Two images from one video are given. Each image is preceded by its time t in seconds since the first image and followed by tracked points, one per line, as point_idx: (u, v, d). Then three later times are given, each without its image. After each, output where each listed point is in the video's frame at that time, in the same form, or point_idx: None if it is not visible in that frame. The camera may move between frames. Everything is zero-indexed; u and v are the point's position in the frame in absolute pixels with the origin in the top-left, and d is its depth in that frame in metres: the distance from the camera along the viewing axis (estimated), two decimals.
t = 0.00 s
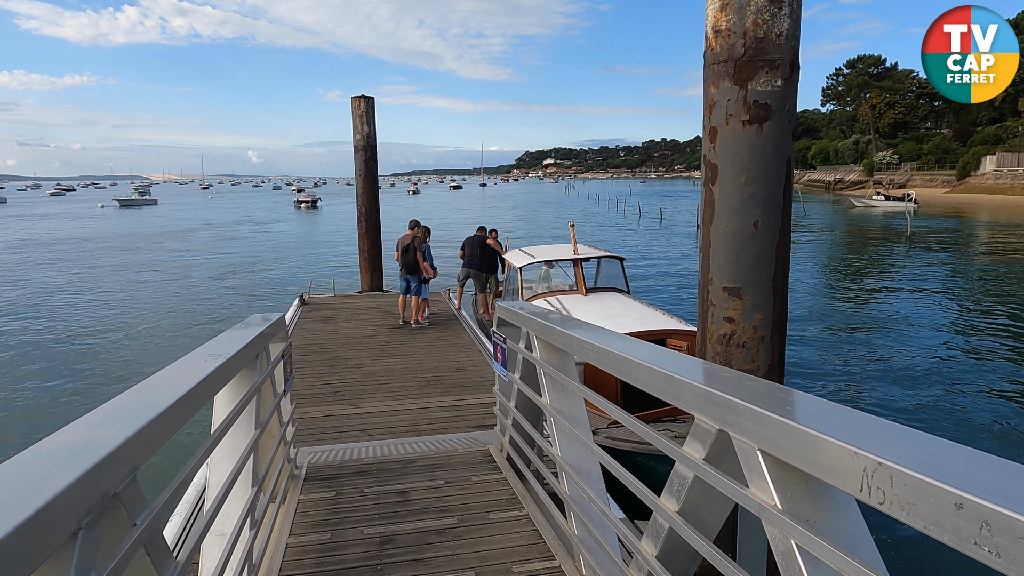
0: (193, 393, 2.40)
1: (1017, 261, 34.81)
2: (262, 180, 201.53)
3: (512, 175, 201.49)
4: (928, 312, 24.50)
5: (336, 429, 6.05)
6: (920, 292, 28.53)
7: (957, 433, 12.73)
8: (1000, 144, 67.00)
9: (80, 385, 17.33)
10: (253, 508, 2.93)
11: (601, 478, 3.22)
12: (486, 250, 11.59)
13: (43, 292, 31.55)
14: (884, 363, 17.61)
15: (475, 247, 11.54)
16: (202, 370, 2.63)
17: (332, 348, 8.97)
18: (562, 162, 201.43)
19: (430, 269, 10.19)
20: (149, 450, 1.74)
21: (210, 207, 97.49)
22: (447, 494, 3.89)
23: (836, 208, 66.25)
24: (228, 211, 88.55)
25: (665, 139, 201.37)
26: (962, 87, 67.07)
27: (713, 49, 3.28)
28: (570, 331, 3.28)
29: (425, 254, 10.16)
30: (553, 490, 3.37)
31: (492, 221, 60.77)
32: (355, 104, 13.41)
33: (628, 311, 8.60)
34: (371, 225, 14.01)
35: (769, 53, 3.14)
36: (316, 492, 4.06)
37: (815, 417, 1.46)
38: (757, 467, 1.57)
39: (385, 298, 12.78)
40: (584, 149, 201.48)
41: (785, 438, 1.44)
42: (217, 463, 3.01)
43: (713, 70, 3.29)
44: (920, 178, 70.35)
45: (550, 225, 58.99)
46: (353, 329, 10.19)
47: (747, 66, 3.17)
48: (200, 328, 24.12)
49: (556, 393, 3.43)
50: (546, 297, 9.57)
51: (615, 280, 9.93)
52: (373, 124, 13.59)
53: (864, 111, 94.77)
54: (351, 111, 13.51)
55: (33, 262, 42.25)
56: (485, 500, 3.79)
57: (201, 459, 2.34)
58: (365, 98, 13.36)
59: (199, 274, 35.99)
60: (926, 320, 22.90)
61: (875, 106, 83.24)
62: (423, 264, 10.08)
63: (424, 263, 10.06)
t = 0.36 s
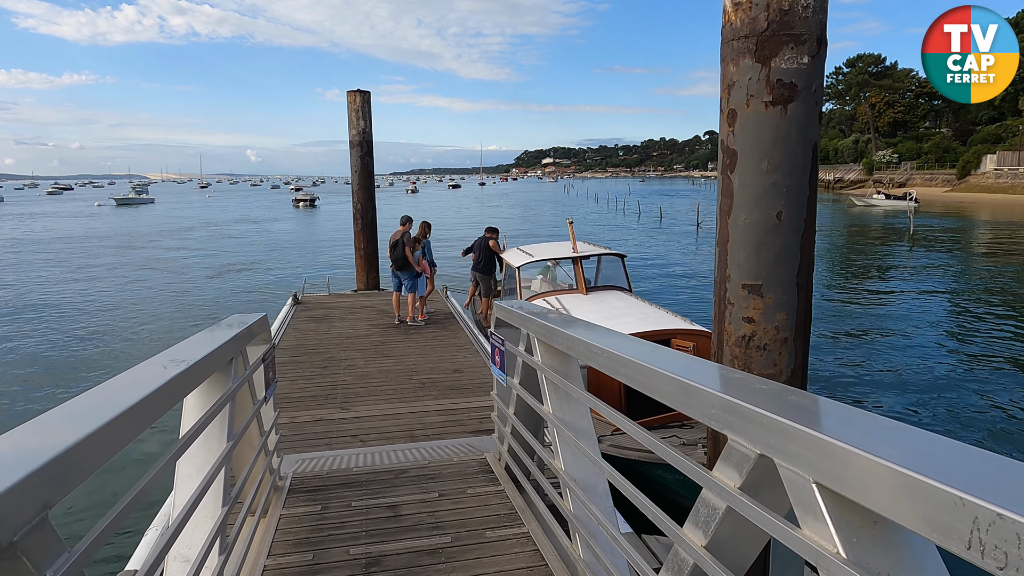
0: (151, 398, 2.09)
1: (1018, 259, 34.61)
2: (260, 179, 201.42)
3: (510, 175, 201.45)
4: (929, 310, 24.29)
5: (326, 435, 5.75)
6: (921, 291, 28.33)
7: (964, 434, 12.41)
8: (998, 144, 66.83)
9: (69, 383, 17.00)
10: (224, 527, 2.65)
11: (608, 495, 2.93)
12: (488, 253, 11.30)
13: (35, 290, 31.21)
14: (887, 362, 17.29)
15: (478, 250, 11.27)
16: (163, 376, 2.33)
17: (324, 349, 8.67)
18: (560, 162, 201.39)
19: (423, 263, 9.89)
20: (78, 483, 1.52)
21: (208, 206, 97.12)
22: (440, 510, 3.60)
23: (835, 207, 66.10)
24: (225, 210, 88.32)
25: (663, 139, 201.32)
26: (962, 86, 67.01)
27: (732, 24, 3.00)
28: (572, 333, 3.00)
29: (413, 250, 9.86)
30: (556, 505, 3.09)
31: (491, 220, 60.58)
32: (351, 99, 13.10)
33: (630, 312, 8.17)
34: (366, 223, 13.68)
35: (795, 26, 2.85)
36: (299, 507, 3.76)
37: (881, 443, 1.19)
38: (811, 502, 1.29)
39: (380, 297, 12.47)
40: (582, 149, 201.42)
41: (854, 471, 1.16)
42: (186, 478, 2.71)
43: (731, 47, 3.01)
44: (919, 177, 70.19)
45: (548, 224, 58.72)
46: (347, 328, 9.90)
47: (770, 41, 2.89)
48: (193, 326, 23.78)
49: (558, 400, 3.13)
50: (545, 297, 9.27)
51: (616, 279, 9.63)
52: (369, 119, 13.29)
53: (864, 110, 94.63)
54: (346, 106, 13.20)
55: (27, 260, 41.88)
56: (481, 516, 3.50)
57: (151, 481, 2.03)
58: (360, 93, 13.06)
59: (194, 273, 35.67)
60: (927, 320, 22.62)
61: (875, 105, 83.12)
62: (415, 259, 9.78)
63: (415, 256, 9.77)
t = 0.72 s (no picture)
0: (105, 423, 1.81)
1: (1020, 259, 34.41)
2: (258, 180, 201.47)
3: (509, 175, 201.47)
4: (932, 310, 24.07)
5: (319, 445, 5.48)
6: (923, 291, 28.13)
7: (972, 437, 12.13)
8: (999, 144, 66.57)
9: (62, 384, 16.76)
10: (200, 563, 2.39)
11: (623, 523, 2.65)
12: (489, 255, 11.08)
13: (30, 290, 30.97)
14: (891, 362, 17.00)
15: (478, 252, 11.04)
16: (123, 395, 2.04)
17: (319, 353, 8.41)
18: (559, 163, 201.40)
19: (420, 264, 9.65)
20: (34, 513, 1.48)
21: (206, 206, 96.92)
22: (438, 533, 3.34)
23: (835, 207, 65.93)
24: (224, 210, 88.18)
25: (662, 139, 201.29)
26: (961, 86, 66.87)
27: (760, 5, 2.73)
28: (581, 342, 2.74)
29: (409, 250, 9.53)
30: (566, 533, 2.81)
31: (490, 220, 60.42)
32: (347, 96, 12.81)
33: (633, 314, 7.73)
34: (363, 223, 13.41)
35: (830, 6, 2.59)
36: (288, 529, 3.49)
37: (1001, 502, 0.94)
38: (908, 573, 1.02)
39: (376, 298, 12.20)
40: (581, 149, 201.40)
41: (963, 545, 0.91)
42: (154, 506, 2.43)
43: (758, 30, 2.75)
44: (919, 177, 70.06)
45: (548, 224, 58.54)
46: (343, 331, 9.65)
47: (802, 23, 2.62)
48: (189, 326, 23.54)
49: (567, 416, 2.86)
50: (545, 301, 9.00)
51: (617, 279, 9.33)
52: (366, 117, 13.01)
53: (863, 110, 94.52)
54: (342, 103, 12.92)
55: (22, 261, 41.64)
56: (483, 541, 3.24)
57: (101, 522, 1.73)
58: (357, 90, 12.78)
59: (191, 273, 35.43)
60: (931, 320, 22.32)
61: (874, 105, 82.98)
62: (412, 260, 9.53)
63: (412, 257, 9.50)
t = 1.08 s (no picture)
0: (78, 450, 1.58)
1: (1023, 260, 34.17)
2: (256, 181, 201.66)
3: (508, 176, 201.48)
4: (936, 311, 23.83)
5: (317, 457, 5.18)
6: (926, 292, 27.89)
7: (983, 439, 11.87)
8: (998, 145, 66.42)
9: (57, 384, 16.49)
10: None
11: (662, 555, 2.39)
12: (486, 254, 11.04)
13: (26, 291, 30.72)
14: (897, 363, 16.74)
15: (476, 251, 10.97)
16: (93, 419, 1.74)
17: (317, 357, 8.11)
18: (558, 164, 201.47)
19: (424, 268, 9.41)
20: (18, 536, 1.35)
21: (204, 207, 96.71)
22: (453, 561, 3.08)
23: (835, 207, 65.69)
24: (223, 210, 88.00)
25: (660, 140, 201.31)
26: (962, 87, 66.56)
27: None
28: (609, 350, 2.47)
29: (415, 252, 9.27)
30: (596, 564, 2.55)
31: (489, 221, 60.20)
32: (346, 93, 12.51)
33: (640, 317, 7.38)
34: (363, 223, 13.13)
35: None
36: (286, 554, 3.20)
37: None
38: None
39: (376, 300, 11.93)
40: (580, 150, 201.40)
41: None
42: (130, 542, 2.13)
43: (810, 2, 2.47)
44: (919, 178, 69.79)
45: (547, 225, 58.36)
46: (341, 334, 9.40)
47: None
48: (186, 327, 23.29)
49: (596, 433, 2.59)
50: (549, 304, 8.71)
51: (624, 280, 9.05)
52: (366, 114, 12.72)
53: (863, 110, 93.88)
54: (341, 100, 12.62)
55: (18, 261, 41.38)
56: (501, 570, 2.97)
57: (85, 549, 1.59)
58: (356, 87, 12.47)
59: (188, 273, 35.19)
60: (935, 321, 22.08)
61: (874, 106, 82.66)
62: (416, 263, 9.27)
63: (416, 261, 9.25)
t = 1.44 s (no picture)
0: (27, 493, 1.33)
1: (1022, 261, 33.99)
2: (251, 182, 201.53)
3: (503, 177, 201.48)
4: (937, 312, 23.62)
5: (310, 472, 4.91)
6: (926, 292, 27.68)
7: (988, 443, 11.67)
8: (993, 147, 66.39)
9: (47, 387, 16.22)
10: None
11: None
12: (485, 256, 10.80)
13: (17, 292, 30.41)
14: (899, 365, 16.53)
15: (474, 253, 10.71)
16: (36, 459, 1.45)
17: (312, 364, 7.84)
18: (553, 165, 201.50)
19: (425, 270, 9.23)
20: None
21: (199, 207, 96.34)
22: None
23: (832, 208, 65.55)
24: (218, 211, 87.62)
25: (656, 142, 201.41)
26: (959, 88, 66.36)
27: None
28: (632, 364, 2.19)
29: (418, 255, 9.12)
30: None
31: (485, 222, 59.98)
32: (342, 91, 12.27)
33: (647, 322, 7.13)
34: (359, 224, 12.87)
35: None
36: None
37: None
38: None
39: (372, 305, 11.66)
40: (575, 151, 201.43)
41: None
42: None
43: None
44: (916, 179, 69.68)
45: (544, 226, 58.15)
46: (337, 338, 9.16)
47: None
48: (179, 329, 22.96)
49: (620, 456, 2.31)
50: (551, 307, 8.46)
51: (628, 283, 8.80)
52: (362, 113, 12.47)
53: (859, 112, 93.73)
54: (337, 99, 12.36)
55: (11, 262, 41.04)
56: None
57: None
58: (352, 85, 12.23)
59: (182, 274, 34.89)
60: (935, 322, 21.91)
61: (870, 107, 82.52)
62: (416, 265, 9.11)
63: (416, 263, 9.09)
